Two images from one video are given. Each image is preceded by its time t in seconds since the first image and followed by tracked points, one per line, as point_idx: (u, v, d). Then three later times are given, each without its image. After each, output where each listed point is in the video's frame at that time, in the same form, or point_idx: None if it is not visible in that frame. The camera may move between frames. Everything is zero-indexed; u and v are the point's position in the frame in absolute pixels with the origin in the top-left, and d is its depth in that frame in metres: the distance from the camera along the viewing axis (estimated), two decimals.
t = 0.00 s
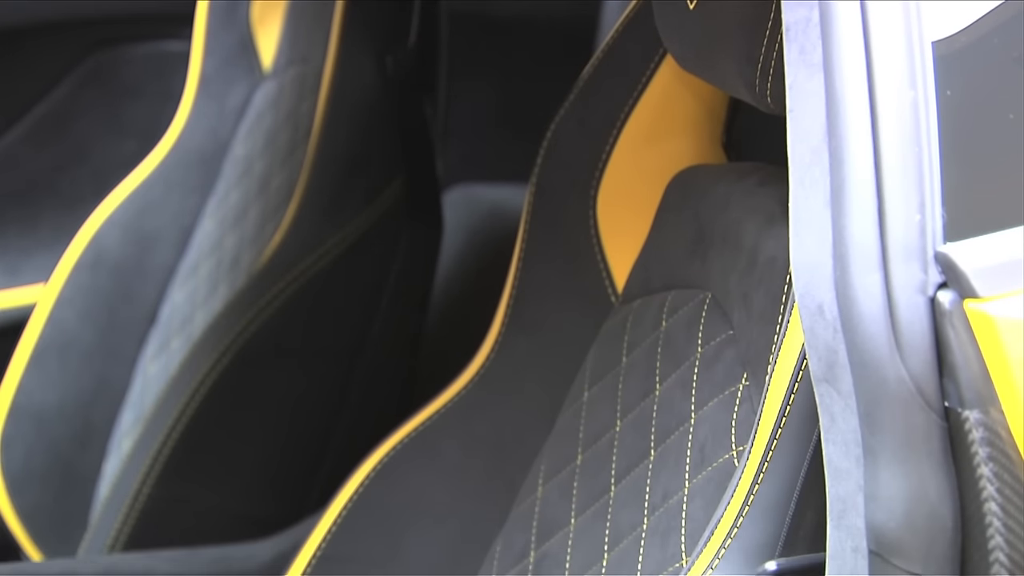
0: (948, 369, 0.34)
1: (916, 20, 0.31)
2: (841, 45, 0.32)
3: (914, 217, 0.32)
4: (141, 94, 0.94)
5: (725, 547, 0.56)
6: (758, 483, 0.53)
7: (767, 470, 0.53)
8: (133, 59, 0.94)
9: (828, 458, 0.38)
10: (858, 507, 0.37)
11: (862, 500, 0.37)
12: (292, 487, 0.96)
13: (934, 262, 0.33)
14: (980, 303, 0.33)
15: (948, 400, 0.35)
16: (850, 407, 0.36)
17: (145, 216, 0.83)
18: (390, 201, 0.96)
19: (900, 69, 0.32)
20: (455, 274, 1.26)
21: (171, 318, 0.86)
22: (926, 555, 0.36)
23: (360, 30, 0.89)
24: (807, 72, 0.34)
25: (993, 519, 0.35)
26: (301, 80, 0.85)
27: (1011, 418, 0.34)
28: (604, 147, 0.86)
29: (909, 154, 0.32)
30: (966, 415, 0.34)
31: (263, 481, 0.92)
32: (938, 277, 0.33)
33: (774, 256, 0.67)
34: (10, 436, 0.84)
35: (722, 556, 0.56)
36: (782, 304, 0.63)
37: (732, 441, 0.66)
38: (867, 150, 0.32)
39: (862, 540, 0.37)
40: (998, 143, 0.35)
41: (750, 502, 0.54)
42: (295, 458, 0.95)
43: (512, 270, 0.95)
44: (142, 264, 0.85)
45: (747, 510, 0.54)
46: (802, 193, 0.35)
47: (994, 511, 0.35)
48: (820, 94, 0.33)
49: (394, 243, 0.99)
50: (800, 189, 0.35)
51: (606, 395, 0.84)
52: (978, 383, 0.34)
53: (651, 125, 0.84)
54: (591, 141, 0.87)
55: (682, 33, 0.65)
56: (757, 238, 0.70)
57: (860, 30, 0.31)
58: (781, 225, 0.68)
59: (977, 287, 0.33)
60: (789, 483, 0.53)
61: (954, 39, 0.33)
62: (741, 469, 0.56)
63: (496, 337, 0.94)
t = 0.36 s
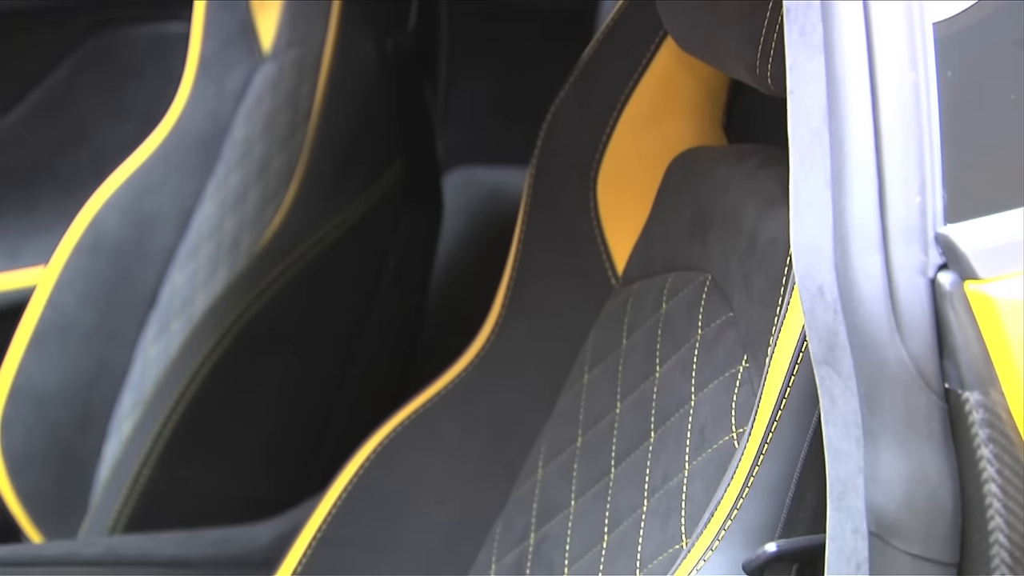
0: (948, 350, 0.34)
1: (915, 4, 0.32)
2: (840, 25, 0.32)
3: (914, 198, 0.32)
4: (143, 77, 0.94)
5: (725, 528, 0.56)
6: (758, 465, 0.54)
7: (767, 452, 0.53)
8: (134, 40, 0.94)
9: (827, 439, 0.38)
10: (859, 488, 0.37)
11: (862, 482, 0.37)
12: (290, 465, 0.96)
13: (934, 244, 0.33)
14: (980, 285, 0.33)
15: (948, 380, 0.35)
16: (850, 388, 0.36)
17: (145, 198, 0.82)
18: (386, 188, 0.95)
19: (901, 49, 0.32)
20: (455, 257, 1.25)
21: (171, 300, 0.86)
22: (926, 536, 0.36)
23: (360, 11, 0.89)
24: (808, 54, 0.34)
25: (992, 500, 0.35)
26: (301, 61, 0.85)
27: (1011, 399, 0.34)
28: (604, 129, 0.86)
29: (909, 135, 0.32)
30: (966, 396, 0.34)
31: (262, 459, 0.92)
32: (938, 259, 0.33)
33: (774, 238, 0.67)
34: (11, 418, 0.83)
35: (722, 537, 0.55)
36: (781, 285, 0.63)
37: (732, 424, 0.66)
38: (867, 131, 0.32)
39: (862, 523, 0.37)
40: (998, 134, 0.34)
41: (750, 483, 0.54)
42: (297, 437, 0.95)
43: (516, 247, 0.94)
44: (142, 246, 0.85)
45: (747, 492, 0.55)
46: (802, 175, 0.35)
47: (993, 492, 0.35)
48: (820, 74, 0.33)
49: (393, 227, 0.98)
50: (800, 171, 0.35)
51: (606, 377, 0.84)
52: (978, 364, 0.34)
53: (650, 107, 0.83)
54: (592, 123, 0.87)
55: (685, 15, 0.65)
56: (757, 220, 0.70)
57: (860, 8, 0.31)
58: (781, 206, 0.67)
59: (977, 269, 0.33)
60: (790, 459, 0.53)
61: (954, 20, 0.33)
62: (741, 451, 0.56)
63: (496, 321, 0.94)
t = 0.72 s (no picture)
0: (948, 337, 0.34)
1: None
2: (842, 13, 0.32)
3: (915, 185, 0.32)
4: (141, 64, 0.93)
5: (724, 517, 0.56)
6: (759, 452, 0.54)
7: (767, 439, 0.53)
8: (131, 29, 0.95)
9: (828, 426, 0.38)
10: (859, 475, 0.37)
11: (862, 469, 0.36)
12: (290, 452, 0.96)
13: (934, 230, 0.33)
14: (980, 271, 0.33)
15: (949, 367, 0.34)
16: (850, 375, 0.36)
17: (145, 184, 0.83)
18: (382, 179, 0.93)
19: (902, 35, 0.32)
20: (455, 245, 1.24)
21: (171, 288, 0.86)
22: (926, 524, 0.35)
23: None
24: (809, 40, 0.34)
25: (993, 486, 0.35)
26: (301, 49, 0.85)
27: (1010, 384, 0.33)
28: (604, 117, 0.86)
29: (910, 122, 0.32)
30: (967, 382, 0.34)
31: (262, 446, 0.92)
32: (939, 245, 0.33)
33: (774, 225, 0.66)
34: (12, 405, 0.84)
35: (722, 524, 0.55)
36: (783, 271, 0.63)
37: (732, 411, 0.66)
38: (868, 117, 0.32)
39: (862, 509, 0.37)
40: (998, 114, 0.35)
41: (750, 471, 0.54)
42: (297, 424, 0.95)
43: (516, 235, 0.93)
44: (143, 232, 0.85)
45: (748, 479, 0.54)
46: (802, 161, 0.36)
47: (994, 479, 0.35)
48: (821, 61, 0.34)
49: (392, 216, 0.97)
50: (800, 157, 0.36)
51: (607, 364, 0.84)
52: (978, 350, 0.33)
53: (650, 95, 0.83)
54: (592, 111, 0.87)
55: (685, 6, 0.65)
56: (758, 207, 0.69)
57: None
58: (782, 193, 0.67)
59: (977, 255, 0.33)
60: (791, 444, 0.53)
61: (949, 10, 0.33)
62: (742, 439, 0.56)
63: (496, 309, 0.94)
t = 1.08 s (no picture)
0: (950, 320, 0.34)
1: None
2: None
3: (917, 167, 0.33)
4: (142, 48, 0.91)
5: (724, 500, 0.56)
6: (760, 434, 0.54)
7: (768, 422, 0.54)
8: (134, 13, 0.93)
9: (829, 411, 0.38)
10: (859, 458, 0.37)
11: (863, 453, 0.37)
12: (290, 439, 0.96)
13: (936, 214, 0.33)
14: (982, 254, 0.33)
15: (950, 350, 0.35)
16: (851, 358, 0.36)
17: (146, 166, 0.82)
18: (382, 163, 0.94)
19: (903, 19, 0.33)
20: (456, 230, 1.25)
21: (172, 273, 0.87)
22: (927, 507, 0.36)
23: None
24: (810, 23, 0.35)
25: (993, 469, 0.35)
26: (302, 32, 0.85)
27: (1011, 367, 0.34)
28: (605, 103, 0.86)
29: (911, 105, 0.33)
30: (968, 365, 0.34)
31: (263, 433, 0.92)
32: (940, 229, 0.34)
33: (776, 209, 0.66)
34: (12, 389, 0.83)
35: (723, 507, 0.55)
36: (784, 254, 0.63)
37: (733, 394, 0.66)
38: (870, 100, 0.33)
39: (863, 492, 0.37)
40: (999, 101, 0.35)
41: (750, 454, 0.54)
42: (297, 410, 0.95)
43: (517, 219, 0.93)
44: (144, 216, 0.84)
45: (747, 464, 0.54)
46: (802, 144, 0.37)
47: (994, 462, 0.35)
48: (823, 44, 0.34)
49: (393, 202, 0.97)
50: (800, 140, 0.37)
51: (607, 348, 0.84)
52: (979, 334, 0.34)
53: (650, 78, 0.83)
54: (592, 96, 0.87)
55: None
56: (759, 190, 0.69)
57: None
58: (784, 176, 0.67)
59: (978, 238, 0.33)
60: (792, 425, 0.53)
61: None
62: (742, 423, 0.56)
63: (497, 291, 0.94)
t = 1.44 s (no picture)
0: (951, 300, 0.33)
1: None
2: None
3: (919, 148, 0.32)
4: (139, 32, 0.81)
5: (724, 483, 0.56)
6: (760, 417, 0.54)
7: (768, 407, 0.54)
8: None
9: (831, 393, 0.38)
10: (861, 440, 0.37)
11: (864, 434, 0.36)
12: (293, 421, 0.96)
13: (938, 194, 0.32)
14: (984, 235, 0.32)
15: (951, 331, 0.34)
16: (852, 339, 0.36)
17: (146, 149, 0.81)
18: (384, 145, 0.92)
19: None
20: (457, 212, 1.25)
21: (173, 255, 0.87)
22: (928, 488, 0.36)
23: None
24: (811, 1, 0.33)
25: (994, 450, 0.35)
26: (302, 16, 0.83)
27: (1014, 347, 0.33)
28: (607, 83, 0.86)
29: (913, 85, 0.32)
30: (970, 346, 0.34)
31: (264, 415, 0.92)
32: (942, 209, 0.33)
33: (777, 190, 0.66)
34: (14, 371, 0.84)
35: (723, 489, 0.56)
36: (785, 234, 0.63)
37: (734, 375, 0.66)
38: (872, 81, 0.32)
39: (864, 473, 0.37)
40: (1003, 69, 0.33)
41: (750, 436, 0.55)
42: (297, 392, 0.95)
43: (517, 201, 0.93)
44: (145, 198, 0.84)
45: (749, 445, 0.55)
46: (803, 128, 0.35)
47: (995, 443, 0.35)
48: (823, 23, 0.33)
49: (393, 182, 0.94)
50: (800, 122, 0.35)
51: (608, 330, 0.84)
52: (981, 315, 0.33)
53: (652, 59, 0.83)
54: (594, 77, 0.86)
55: None
56: (761, 171, 0.69)
57: None
58: (785, 157, 0.67)
59: (981, 219, 0.32)
60: (793, 406, 0.53)
61: None
62: (743, 408, 0.57)
63: (500, 272, 0.92)
